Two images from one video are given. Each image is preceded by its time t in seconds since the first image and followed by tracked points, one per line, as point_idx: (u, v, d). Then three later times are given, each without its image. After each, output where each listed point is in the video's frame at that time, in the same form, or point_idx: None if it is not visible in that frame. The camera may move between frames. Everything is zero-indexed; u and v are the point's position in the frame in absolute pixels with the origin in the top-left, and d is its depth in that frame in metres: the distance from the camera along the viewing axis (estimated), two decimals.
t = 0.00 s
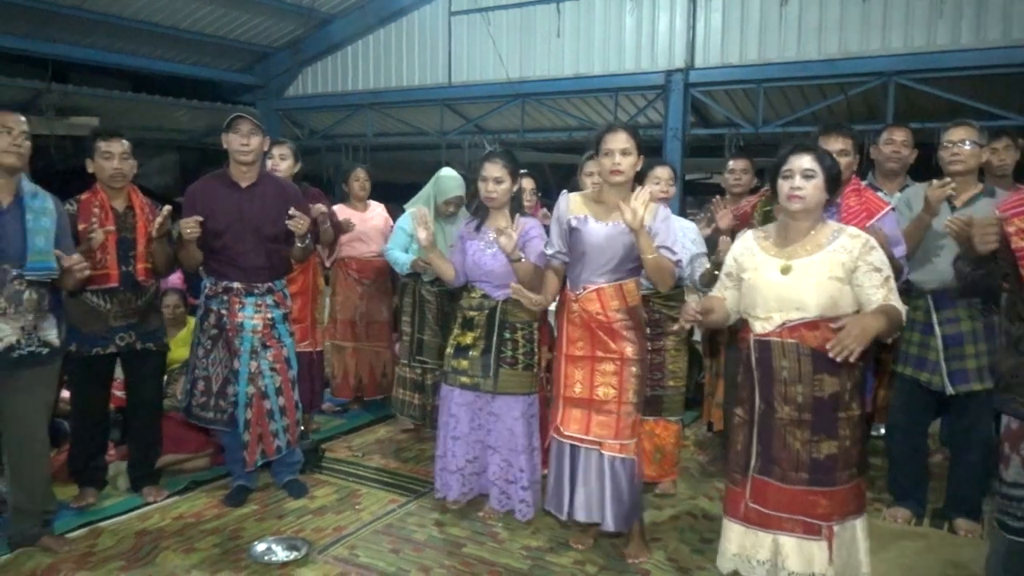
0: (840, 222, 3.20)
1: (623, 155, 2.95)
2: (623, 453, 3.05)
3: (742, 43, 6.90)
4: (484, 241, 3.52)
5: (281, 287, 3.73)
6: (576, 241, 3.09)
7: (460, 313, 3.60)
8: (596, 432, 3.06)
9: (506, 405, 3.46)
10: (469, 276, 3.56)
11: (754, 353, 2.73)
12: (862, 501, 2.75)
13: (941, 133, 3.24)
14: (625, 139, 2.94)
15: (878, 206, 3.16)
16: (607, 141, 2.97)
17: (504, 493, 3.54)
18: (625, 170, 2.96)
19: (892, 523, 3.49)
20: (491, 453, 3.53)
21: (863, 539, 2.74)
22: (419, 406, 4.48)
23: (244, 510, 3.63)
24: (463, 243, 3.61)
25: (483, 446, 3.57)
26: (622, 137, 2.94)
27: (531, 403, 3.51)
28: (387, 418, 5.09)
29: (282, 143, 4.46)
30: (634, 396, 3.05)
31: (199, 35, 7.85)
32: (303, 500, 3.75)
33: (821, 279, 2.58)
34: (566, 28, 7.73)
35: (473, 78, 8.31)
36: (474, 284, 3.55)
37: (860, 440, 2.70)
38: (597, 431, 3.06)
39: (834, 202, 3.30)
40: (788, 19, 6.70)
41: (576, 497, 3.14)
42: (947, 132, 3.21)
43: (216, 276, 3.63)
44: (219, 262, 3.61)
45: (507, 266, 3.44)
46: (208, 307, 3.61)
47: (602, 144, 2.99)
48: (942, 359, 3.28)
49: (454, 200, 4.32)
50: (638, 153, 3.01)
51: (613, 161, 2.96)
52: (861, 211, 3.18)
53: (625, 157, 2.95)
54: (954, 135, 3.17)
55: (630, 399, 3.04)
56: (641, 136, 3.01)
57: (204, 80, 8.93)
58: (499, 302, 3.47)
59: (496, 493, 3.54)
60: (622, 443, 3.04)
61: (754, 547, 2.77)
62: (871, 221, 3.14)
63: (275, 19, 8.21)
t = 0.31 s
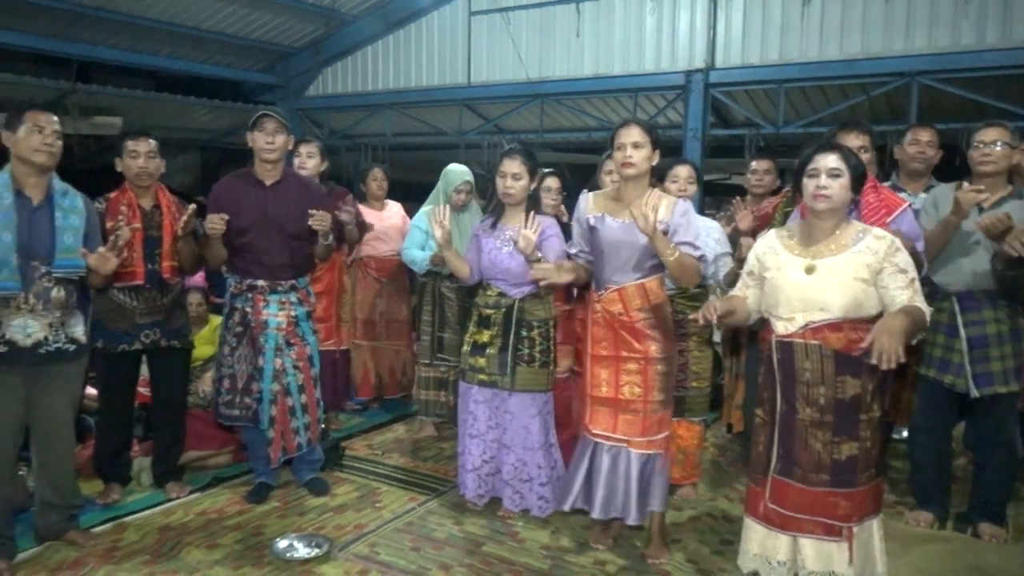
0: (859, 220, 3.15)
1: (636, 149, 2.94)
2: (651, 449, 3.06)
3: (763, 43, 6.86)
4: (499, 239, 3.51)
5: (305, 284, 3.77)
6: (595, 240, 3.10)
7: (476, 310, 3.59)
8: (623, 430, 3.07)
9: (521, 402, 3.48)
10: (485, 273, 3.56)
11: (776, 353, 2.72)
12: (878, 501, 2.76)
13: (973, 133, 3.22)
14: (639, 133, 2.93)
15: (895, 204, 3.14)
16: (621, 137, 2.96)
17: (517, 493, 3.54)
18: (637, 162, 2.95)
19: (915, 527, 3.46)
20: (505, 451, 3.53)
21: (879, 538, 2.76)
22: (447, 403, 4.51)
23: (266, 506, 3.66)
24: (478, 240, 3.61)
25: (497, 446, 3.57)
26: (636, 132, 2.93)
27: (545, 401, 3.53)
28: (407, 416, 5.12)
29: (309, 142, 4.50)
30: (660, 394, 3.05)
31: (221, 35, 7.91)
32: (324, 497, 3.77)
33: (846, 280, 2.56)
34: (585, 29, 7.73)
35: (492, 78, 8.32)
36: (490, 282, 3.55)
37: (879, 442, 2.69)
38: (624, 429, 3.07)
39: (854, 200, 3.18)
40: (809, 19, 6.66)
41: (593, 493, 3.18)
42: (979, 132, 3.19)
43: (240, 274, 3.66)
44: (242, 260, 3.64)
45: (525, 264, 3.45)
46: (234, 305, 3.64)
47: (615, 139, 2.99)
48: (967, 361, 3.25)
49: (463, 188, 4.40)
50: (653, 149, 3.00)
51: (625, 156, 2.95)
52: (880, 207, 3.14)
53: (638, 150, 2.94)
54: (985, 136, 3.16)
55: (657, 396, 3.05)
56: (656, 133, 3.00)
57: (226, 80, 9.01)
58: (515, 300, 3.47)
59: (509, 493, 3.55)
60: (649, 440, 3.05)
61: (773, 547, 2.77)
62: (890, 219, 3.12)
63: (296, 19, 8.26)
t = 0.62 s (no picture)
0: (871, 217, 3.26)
1: (649, 150, 2.94)
2: (669, 448, 3.06)
3: (780, 43, 6.83)
4: (510, 237, 3.50)
5: (324, 283, 3.79)
6: (615, 241, 3.12)
7: (487, 310, 3.60)
8: (642, 429, 3.08)
9: (535, 399, 3.49)
10: (494, 273, 3.56)
11: (787, 352, 2.70)
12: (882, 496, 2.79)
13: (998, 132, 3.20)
14: (652, 135, 2.92)
15: (903, 202, 3.21)
16: (634, 139, 2.96)
17: (530, 490, 3.56)
18: (651, 164, 2.94)
19: (934, 528, 3.44)
20: (518, 449, 3.53)
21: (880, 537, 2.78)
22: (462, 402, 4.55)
23: (285, 504, 3.69)
24: (486, 238, 3.62)
25: (510, 444, 3.56)
26: (649, 134, 2.93)
27: (556, 399, 3.55)
28: (421, 415, 5.13)
29: (330, 141, 4.53)
30: (678, 395, 3.05)
31: (237, 36, 7.97)
32: (342, 495, 3.80)
33: (859, 278, 2.56)
34: (600, 29, 7.72)
35: (507, 78, 8.34)
36: (499, 281, 3.55)
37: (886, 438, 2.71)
38: (643, 428, 3.08)
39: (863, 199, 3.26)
40: (826, 18, 6.62)
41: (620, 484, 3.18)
42: (1005, 132, 3.16)
43: (259, 273, 3.68)
44: (258, 258, 3.67)
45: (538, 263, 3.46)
46: (254, 303, 3.67)
47: (629, 141, 2.99)
48: (987, 362, 3.22)
49: (467, 178, 4.44)
50: (669, 148, 2.98)
51: (639, 158, 2.95)
52: (891, 203, 3.24)
53: (651, 152, 2.93)
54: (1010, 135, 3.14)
55: (674, 397, 3.04)
56: (671, 131, 2.97)
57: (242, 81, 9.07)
58: (524, 300, 3.48)
59: (522, 491, 3.56)
60: (667, 440, 3.05)
61: (782, 545, 2.77)
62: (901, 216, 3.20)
63: (312, 20, 8.31)
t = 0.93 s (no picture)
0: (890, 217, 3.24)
1: (681, 153, 2.94)
2: (691, 449, 3.06)
3: (803, 42, 6.79)
4: (528, 239, 3.50)
5: (346, 283, 3.83)
6: (640, 240, 3.10)
7: (503, 310, 3.60)
8: (666, 430, 3.08)
9: (554, 399, 3.51)
10: (512, 274, 3.57)
11: (806, 354, 2.68)
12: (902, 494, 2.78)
13: None
14: (684, 138, 2.92)
15: (921, 203, 3.22)
16: (666, 141, 2.96)
17: (550, 486, 3.57)
18: (683, 168, 2.95)
19: (960, 533, 3.41)
20: (539, 448, 3.54)
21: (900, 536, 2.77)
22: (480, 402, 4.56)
23: (309, 502, 3.72)
24: (501, 239, 3.61)
25: (531, 442, 3.58)
26: (680, 136, 2.92)
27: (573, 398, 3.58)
28: (438, 416, 5.12)
29: (350, 144, 4.57)
30: (702, 395, 3.06)
31: (261, 37, 8.05)
32: (365, 493, 3.84)
33: (877, 277, 2.54)
34: (622, 29, 7.72)
35: (528, 79, 8.36)
36: (517, 282, 3.56)
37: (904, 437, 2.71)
38: (666, 429, 3.08)
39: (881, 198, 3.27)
40: (850, 17, 6.57)
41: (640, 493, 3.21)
42: None
43: (283, 273, 3.72)
44: (282, 258, 3.71)
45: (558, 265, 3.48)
46: (277, 302, 3.71)
47: (660, 143, 2.99)
48: (1015, 366, 3.18)
49: (481, 175, 4.46)
50: (698, 151, 2.99)
51: (671, 160, 2.95)
52: (909, 205, 3.24)
53: (683, 155, 2.94)
54: None
55: (698, 397, 3.05)
56: (701, 134, 2.98)
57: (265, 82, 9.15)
58: (544, 301, 3.49)
59: (542, 488, 3.57)
60: (692, 440, 3.05)
61: (804, 546, 2.74)
62: (919, 218, 3.22)
63: (334, 21, 8.37)
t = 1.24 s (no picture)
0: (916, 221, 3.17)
1: (710, 158, 2.94)
2: (707, 455, 3.05)
3: (828, 42, 6.73)
4: (551, 241, 3.51)
5: (370, 285, 3.85)
6: (668, 243, 3.10)
7: (525, 311, 3.58)
8: (682, 434, 3.08)
9: (577, 399, 3.51)
10: (534, 275, 3.56)
11: (827, 358, 2.65)
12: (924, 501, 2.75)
13: None
14: (714, 143, 2.91)
15: (945, 207, 3.16)
16: (695, 146, 2.95)
17: (567, 486, 3.57)
18: (713, 172, 2.94)
19: (989, 538, 3.37)
20: (560, 448, 3.55)
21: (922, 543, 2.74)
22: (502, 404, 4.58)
23: (333, 500, 3.76)
24: (524, 241, 3.61)
25: (553, 442, 3.58)
26: (710, 141, 2.92)
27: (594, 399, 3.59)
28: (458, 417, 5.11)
29: (374, 147, 4.62)
30: (721, 400, 3.04)
31: (286, 40, 8.12)
32: (389, 492, 3.86)
33: (899, 283, 2.52)
34: (645, 30, 7.70)
35: (550, 79, 8.37)
36: (540, 282, 3.55)
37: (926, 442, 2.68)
38: (682, 433, 3.08)
39: (905, 201, 3.21)
40: (877, 17, 6.51)
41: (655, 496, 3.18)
42: None
43: (309, 273, 3.77)
44: (311, 259, 3.75)
45: (583, 265, 3.49)
46: (303, 302, 3.75)
47: (690, 148, 2.98)
48: None
49: (500, 176, 4.46)
50: (728, 157, 2.98)
51: (701, 166, 2.95)
52: (935, 208, 3.17)
53: (713, 160, 2.94)
54: None
55: (717, 401, 3.03)
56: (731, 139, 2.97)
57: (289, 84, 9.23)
58: (569, 301, 3.50)
59: (560, 488, 3.58)
60: (708, 445, 3.04)
61: (825, 548, 2.71)
62: (945, 222, 3.16)
63: (358, 24, 8.44)
